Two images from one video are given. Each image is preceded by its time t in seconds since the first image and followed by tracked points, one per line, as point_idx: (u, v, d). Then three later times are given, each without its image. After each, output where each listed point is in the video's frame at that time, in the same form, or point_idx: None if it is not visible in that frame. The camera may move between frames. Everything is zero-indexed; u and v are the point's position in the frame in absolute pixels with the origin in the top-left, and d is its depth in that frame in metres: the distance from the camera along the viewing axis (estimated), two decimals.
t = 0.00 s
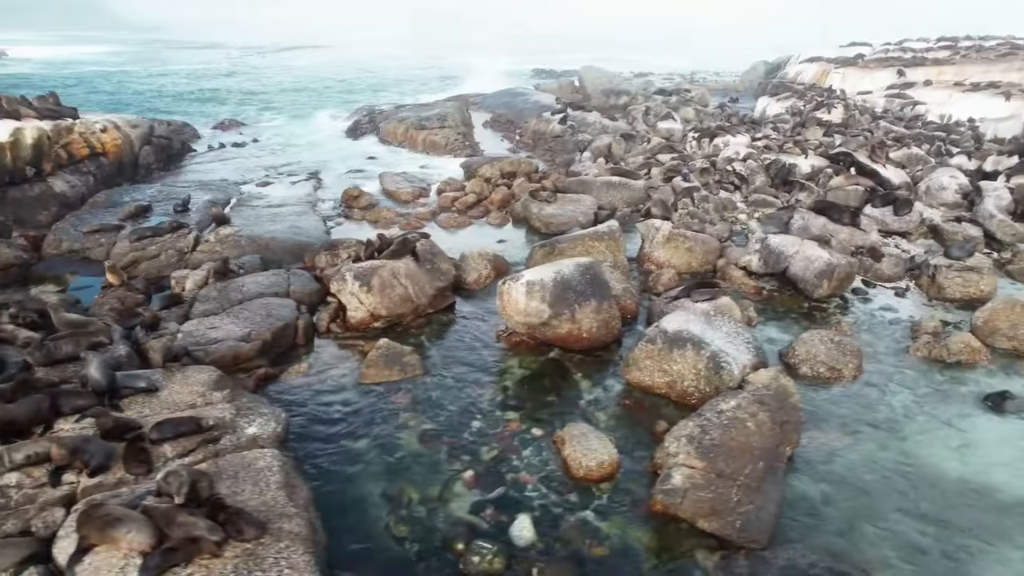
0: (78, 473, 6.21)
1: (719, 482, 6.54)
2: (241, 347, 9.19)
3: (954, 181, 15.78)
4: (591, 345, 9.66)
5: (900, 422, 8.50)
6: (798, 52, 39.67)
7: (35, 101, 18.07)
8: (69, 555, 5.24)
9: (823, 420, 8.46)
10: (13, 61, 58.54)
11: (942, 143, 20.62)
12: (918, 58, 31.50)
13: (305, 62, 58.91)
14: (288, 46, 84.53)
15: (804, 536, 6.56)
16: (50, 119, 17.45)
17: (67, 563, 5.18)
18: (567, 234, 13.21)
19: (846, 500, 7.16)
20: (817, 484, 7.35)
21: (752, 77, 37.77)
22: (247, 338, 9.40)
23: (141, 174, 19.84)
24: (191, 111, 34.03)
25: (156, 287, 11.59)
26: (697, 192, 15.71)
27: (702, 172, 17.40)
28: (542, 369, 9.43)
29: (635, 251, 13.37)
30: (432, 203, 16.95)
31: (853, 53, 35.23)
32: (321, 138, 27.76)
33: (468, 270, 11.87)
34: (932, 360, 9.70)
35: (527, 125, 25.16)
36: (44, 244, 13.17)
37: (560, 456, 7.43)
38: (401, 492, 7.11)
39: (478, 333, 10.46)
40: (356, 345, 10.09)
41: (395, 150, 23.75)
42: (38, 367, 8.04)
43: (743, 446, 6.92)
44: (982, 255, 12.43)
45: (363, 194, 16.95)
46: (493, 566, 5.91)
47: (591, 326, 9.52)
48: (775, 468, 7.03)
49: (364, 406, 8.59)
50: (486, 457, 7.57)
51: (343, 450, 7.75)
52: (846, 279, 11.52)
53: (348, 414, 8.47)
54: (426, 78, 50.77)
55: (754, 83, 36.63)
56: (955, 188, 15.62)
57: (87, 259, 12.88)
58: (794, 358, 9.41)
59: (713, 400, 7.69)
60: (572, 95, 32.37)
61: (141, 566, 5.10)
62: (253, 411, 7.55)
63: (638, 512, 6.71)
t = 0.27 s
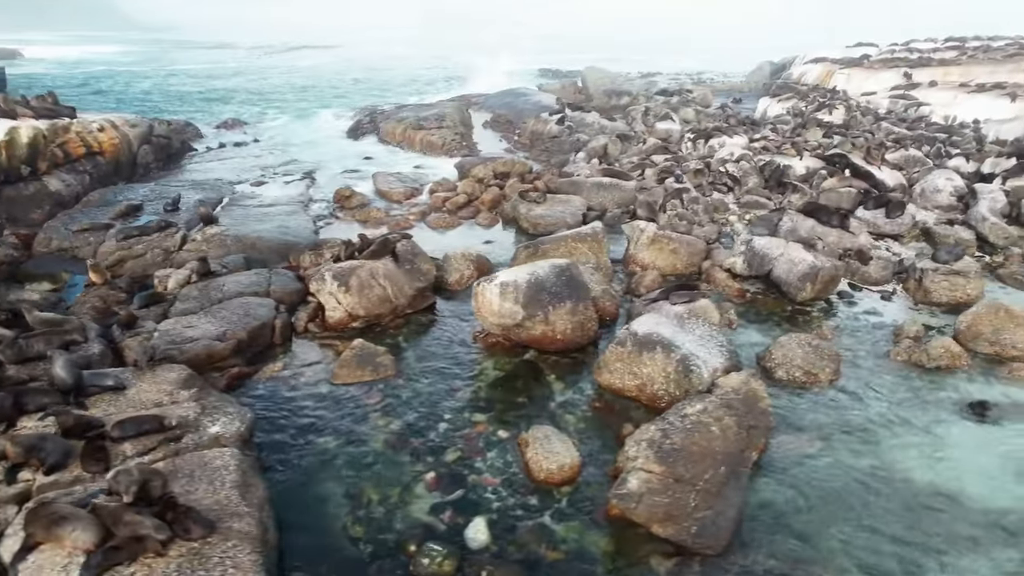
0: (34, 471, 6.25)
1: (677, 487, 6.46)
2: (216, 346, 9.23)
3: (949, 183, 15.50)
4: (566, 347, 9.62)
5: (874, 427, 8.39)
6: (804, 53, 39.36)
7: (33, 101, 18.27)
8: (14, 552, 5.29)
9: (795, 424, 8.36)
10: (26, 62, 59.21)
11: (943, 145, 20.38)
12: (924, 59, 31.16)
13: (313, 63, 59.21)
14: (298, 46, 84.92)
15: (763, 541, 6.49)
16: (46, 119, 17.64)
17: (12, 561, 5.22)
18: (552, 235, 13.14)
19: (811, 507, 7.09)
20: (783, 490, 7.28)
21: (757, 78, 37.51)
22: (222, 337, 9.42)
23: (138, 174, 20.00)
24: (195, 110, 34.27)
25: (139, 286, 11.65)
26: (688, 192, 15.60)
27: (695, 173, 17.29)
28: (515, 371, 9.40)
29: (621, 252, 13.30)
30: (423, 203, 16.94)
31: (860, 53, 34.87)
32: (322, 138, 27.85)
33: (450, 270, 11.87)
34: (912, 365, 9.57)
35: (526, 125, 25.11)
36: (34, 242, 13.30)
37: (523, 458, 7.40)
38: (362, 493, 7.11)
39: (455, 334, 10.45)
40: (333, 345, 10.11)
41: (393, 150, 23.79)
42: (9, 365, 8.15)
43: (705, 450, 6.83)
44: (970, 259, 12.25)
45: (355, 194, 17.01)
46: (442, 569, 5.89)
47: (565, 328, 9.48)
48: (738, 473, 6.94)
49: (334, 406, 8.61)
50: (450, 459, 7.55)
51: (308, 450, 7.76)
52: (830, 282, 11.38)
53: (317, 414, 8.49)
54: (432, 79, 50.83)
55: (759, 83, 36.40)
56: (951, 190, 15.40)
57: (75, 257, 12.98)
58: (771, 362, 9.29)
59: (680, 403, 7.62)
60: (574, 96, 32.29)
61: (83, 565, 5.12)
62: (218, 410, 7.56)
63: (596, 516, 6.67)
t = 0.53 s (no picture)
0: None
1: (631, 491, 6.41)
2: (190, 345, 9.27)
3: (944, 185, 15.32)
4: (539, 349, 9.59)
5: (845, 433, 8.28)
6: (810, 53, 39.03)
7: (31, 101, 18.48)
8: None
9: (765, 428, 8.28)
10: (39, 61, 59.83)
11: (943, 146, 20.14)
12: (930, 59, 30.83)
13: (321, 63, 59.40)
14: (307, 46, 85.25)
15: (719, 547, 6.45)
16: (43, 118, 17.83)
17: None
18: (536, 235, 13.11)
19: (773, 512, 7.03)
20: (745, 494, 7.22)
21: (761, 78, 37.23)
22: (197, 335, 9.46)
23: (135, 172, 20.18)
24: (199, 109, 34.51)
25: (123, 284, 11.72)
26: (678, 193, 15.51)
27: (688, 174, 17.18)
28: (488, 372, 9.38)
29: (606, 253, 13.24)
30: (414, 203, 16.95)
31: (865, 54, 34.53)
32: (322, 138, 27.95)
33: (432, 271, 11.87)
34: (890, 369, 9.46)
35: (524, 125, 25.08)
36: (25, 240, 13.44)
37: (485, 460, 7.38)
38: (322, 492, 7.13)
39: (432, 335, 10.44)
40: (309, 344, 10.14)
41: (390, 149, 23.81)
42: None
43: (664, 454, 6.77)
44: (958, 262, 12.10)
45: (347, 194, 17.06)
46: (391, 569, 5.90)
47: (538, 329, 9.45)
48: (699, 478, 6.88)
49: (304, 406, 8.64)
50: (412, 460, 7.55)
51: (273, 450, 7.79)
52: (813, 285, 11.27)
53: (287, 415, 8.52)
54: (437, 79, 50.87)
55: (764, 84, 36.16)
56: (944, 193, 15.21)
57: (63, 255, 13.09)
58: (745, 365, 9.21)
59: (645, 406, 7.57)
60: (576, 96, 32.20)
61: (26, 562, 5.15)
62: (183, 408, 7.59)
63: (552, 518, 6.64)
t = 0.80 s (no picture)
0: None
1: (585, 494, 6.37)
2: (165, 343, 9.31)
3: (937, 187, 15.10)
4: (512, 350, 9.56)
5: (815, 437, 8.21)
6: (815, 53, 38.71)
7: (30, 100, 18.68)
8: None
9: (734, 431, 8.22)
10: (52, 62, 60.46)
11: (942, 148, 19.90)
12: (936, 60, 30.49)
13: (327, 63, 59.63)
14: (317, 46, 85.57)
15: (674, 552, 6.41)
16: (41, 117, 18.01)
17: None
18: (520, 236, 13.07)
19: (732, 516, 6.98)
20: (707, 498, 7.18)
21: (765, 79, 36.97)
22: (172, 333, 9.50)
23: (133, 172, 20.33)
24: (203, 109, 34.74)
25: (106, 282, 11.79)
26: (668, 194, 15.42)
27: (680, 175, 17.08)
28: (461, 373, 9.37)
29: (591, 254, 13.19)
30: (405, 203, 16.97)
31: (871, 54, 34.22)
32: (322, 138, 28.04)
33: (413, 271, 11.88)
34: (866, 373, 9.35)
35: (522, 126, 25.05)
36: (15, 238, 13.58)
37: (446, 461, 7.39)
38: (282, 491, 7.15)
39: (408, 336, 10.44)
40: (285, 344, 10.18)
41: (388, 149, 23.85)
42: None
43: (622, 458, 6.72)
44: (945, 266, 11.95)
45: (338, 194, 17.12)
46: (340, 569, 5.92)
47: (510, 330, 9.42)
48: (658, 481, 6.83)
49: (274, 405, 8.68)
50: (374, 460, 7.58)
51: (238, 449, 7.85)
52: (795, 287, 11.17)
53: (256, 413, 8.56)
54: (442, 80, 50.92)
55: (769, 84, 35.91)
56: (938, 195, 14.99)
57: (52, 253, 13.22)
58: (719, 368, 9.14)
59: (608, 408, 7.52)
60: (577, 96, 32.12)
61: None
62: (149, 405, 7.64)
63: (508, 519, 6.62)
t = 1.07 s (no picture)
0: None
1: (537, 495, 6.35)
2: (141, 341, 9.38)
3: (930, 189, 14.93)
4: (485, 350, 9.55)
5: (783, 441, 8.14)
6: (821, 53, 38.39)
7: (29, 100, 18.90)
8: None
9: (701, 433, 8.18)
10: (65, 62, 61.01)
11: (941, 150, 19.68)
12: (942, 60, 30.16)
13: (334, 62, 59.92)
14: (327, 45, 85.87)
15: (628, 556, 6.38)
16: (39, 117, 18.21)
17: None
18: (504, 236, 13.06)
19: (691, 518, 6.95)
20: (667, 501, 7.14)
21: (770, 79, 36.73)
22: (149, 331, 9.58)
23: (131, 171, 20.52)
24: (207, 108, 35.01)
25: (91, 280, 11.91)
26: (658, 195, 15.36)
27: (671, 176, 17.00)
28: (433, 373, 9.38)
29: (575, 255, 13.16)
30: (396, 202, 17.01)
31: (876, 55, 33.91)
32: (322, 137, 28.18)
33: (395, 271, 11.91)
34: (841, 377, 9.26)
35: (519, 126, 25.03)
36: (7, 235, 13.73)
37: (407, 460, 7.40)
38: (243, 488, 7.19)
39: (385, 335, 10.47)
40: (262, 342, 10.24)
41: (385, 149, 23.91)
42: None
43: (578, 460, 6.69)
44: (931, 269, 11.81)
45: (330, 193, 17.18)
46: (289, 567, 5.94)
47: (483, 331, 9.42)
48: (616, 484, 6.79)
49: (244, 403, 8.74)
50: (337, 458, 7.61)
51: (205, 447, 7.91)
52: (776, 290, 11.10)
53: (226, 411, 8.61)
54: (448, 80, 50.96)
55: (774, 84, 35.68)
56: (931, 197, 14.81)
57: (42, 250, 13.37)
58: (691, 370, 9.09)
59: (570, 410, 7.50)
60: (579, 96, 32.06)
61: None
62: (117, 403, 7.71)
63: (463, 520, 6.62)
